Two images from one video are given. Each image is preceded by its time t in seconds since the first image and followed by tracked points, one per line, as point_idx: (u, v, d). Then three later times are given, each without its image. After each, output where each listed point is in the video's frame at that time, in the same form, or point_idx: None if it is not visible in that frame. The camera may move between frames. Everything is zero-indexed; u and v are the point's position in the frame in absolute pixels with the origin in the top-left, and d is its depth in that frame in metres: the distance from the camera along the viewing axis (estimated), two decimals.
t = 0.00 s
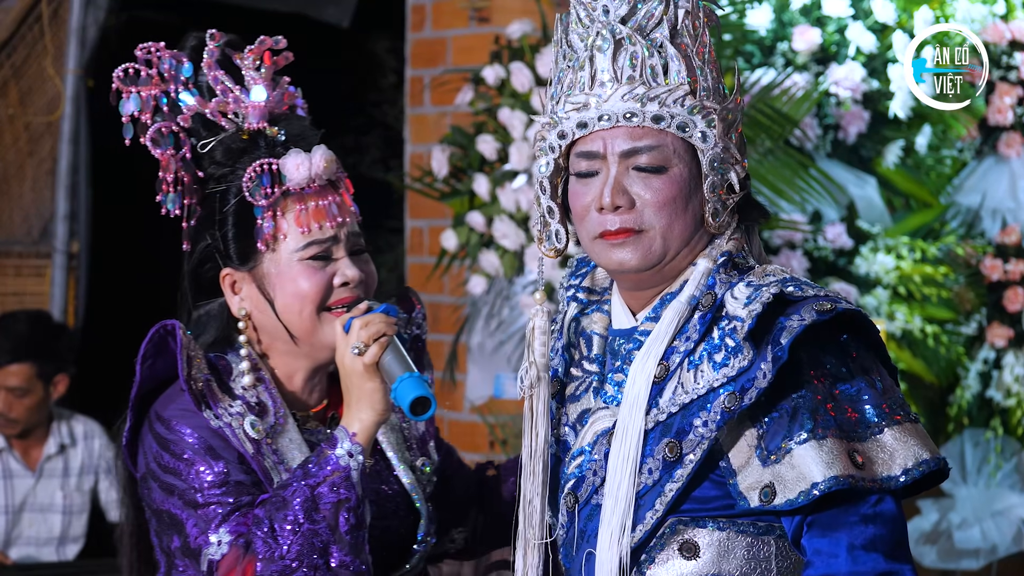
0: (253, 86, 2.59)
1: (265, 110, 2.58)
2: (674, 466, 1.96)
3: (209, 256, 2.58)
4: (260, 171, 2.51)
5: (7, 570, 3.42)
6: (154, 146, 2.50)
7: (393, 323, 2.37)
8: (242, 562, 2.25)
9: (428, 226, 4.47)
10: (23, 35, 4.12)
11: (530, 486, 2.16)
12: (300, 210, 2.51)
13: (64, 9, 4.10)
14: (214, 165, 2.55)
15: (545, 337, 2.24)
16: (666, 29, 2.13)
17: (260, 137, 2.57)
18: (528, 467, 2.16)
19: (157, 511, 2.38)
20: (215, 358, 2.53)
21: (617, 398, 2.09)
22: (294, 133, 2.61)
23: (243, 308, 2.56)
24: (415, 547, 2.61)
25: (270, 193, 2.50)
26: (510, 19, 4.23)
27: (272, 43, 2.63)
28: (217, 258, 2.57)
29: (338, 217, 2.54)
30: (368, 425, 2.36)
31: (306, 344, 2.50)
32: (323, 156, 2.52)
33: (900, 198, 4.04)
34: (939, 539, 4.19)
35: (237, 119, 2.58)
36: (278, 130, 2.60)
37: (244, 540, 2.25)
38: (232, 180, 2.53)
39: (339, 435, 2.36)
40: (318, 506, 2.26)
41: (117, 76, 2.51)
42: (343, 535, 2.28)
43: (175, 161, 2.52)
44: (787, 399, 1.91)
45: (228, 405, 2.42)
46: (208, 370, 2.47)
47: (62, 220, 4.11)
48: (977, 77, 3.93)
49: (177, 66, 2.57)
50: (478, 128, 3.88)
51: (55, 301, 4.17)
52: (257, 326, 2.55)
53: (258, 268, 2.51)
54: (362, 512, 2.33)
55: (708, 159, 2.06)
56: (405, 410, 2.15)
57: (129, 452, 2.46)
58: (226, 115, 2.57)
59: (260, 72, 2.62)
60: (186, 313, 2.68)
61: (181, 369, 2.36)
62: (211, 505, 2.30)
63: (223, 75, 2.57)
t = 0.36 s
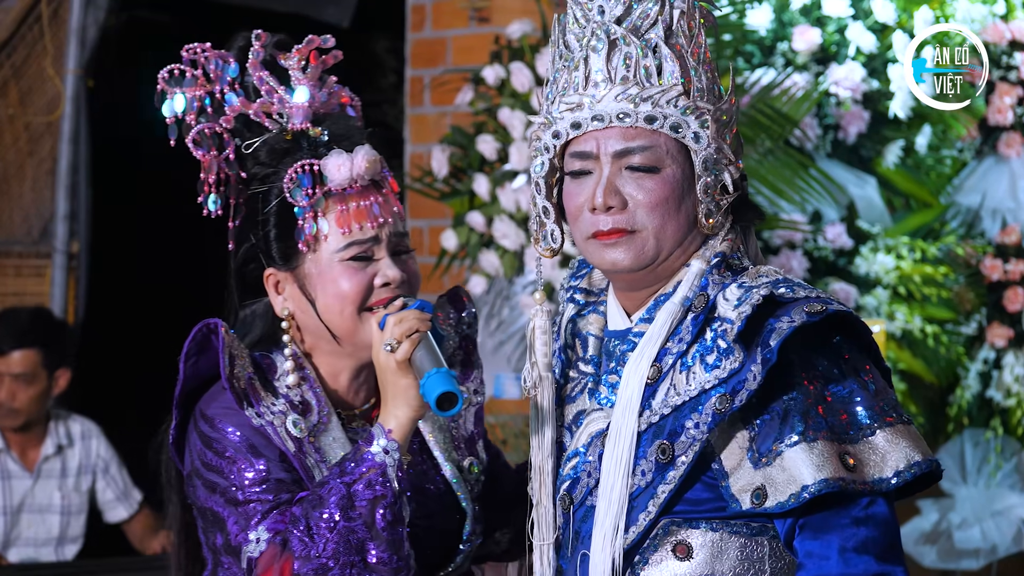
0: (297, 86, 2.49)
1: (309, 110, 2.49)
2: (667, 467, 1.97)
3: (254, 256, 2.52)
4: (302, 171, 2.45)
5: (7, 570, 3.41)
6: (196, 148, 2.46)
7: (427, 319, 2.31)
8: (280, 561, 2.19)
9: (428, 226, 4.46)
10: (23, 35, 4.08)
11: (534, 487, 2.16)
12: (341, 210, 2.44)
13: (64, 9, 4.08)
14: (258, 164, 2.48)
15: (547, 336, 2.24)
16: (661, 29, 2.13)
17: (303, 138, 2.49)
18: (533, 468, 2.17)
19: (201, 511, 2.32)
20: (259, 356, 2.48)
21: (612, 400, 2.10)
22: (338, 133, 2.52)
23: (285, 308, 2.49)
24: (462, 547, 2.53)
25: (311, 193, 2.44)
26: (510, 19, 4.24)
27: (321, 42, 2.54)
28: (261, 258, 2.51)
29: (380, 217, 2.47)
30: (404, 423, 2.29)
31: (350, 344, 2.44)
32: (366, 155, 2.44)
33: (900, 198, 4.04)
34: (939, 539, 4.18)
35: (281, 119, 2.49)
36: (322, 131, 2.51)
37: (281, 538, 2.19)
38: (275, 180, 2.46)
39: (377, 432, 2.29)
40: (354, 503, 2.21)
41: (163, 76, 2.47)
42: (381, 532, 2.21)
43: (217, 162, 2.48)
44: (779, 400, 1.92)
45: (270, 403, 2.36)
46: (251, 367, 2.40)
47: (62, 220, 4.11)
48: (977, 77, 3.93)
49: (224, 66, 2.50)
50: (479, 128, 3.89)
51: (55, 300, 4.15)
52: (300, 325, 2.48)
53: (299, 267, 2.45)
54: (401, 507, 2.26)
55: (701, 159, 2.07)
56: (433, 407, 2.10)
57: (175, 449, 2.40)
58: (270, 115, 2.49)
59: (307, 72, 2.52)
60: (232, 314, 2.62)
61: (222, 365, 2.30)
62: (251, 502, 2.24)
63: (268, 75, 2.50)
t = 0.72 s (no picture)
0: (337, 88, 2.59)
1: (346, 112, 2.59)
2: (655, 470, 1.97)
3: (288, 258, 2.64)
4: (338, 174, 2.55)
5: (6, 569, 3.40)
6: (234, 147, 2.58)
7: (454, 320, 2.31)
8: (306, 562, 2.25)
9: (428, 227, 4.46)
10: (23, 35, 4.09)
11: (506, 485, 2.22)
12: (375, 214, 2.53)
13: (64, 9, 4.08)
14: (296, 166, 2.59)
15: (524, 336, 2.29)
16: (644, 30, 2.14)
17: (340, 139, 2.60)
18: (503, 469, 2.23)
19: (232, 509, 2.39)
20: (293, 357, 2.57)
21: (600, 402, 2.11)
22: (375, 135, 2.62)
23: (319, 309, 2.60)
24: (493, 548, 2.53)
25: (346, 197, 2.54)
26: (510, 19, 4.26)
27: (362, 43, 2.63)
28: (295, 260, 2.63)
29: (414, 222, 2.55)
30: (431, 425, 2.35)
31: (381, 347, 2.52)
32: (401, 161, 2.54)
33: (901, 198, 4.05)
34: (939, 539, 4.15)
35: (319, 121, 2.61)
36: (358, 133, 2.61)
37: (308, 539, 2.27)
38: (310, 183, 2.57)
39: (404, 434, 2.35)
40: (380, 506, 2.28)
41: (203, 76, 2.60)
42: (406, 534, 2.28)
43: (254, 162, 2.59)
44: (764, 403, 1.92)
45: (302, 404, 2.44)
46: (283, 368, 2.49)
47: (62, 220, 4.11)
48: (977, 77, 3.93)
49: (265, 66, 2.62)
50: (478, 128, 3.90)
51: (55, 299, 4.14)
52: (333, 327, 2.58)
53: (334, 269, 2.56)
54: (427, 510, 2.33)
55: (685, 159, 2.07)
56: (454, 407, 2.06)
57: (208, 449, 2.46)
58: (307, 116, 2.61)
59: (347, 73, 2.63)
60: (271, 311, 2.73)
61: (255, 367, 2.37)
62: (280, 503, 2.32)
63: (308, 75, 2.61)
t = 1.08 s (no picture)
0: (370, 89, 2.63)
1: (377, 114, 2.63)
2: (654, 469, 1.97)
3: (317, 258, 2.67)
4: (367, 175, 2.58)
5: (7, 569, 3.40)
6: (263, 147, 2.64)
7: (470, 329, 2.27)
8: (318, 568, 2.24)
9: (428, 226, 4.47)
10: (23, 35, 4.07)
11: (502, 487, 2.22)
12: (402, 216, 2.55)
13: (64, 10, 4.06)
14: (326, 166, 2.63)
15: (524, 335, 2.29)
16: (644, 29, 2.14)
17: (371, 141, 2.63)
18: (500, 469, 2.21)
19: (250, 510, 2.40)
20: (318, 359, 2.57)
21: (599, 402, 2.11)
22: (406, 137, 2.65)
23: (344, 311, 2.61)
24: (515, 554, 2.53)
25: (372, 199, 2.56)
26: (510, 19, 4.26)
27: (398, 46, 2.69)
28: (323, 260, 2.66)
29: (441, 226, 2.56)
30: (446, 435, 2.33)
31: (404, 353, 2.53)
32: (429, 164, 2.56)
33: (900, 198, 4.04)
34: (939, 539, 4.14)
35: (350, 122, 2.65)
36: (389, 135, 2.64)
37: (321, 546, 2.25)
38: (338, 184, 2.61)
39: (418, 443, 2.33)
40: (392, 515, 2.27)
41: (236, 75, 2.68)
42: (418, 544, 2.26)
43: (282, 162, 2.63)
44: (764, 401, 1.92)
45: (324, 409, 2.45)
46: (307, 370, 2.50)
47: (62, 221, 4.10)
48: (977, 77, 3.94)
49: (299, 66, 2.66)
50: (478, 128, 3.89)
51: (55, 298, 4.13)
52: (358, 330, 2.60)
53: (360, 270, 2.58)
54: (440, 521, 2.31)
55: (685, 159, 2.07)
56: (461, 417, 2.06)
57: (231, 448, 2.47)
58: (339, 117, 2.65)
59: (380, 74, 2.67)
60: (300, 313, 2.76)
61: (277, 369, 2.38)
62: (295, 508, 2.31)
63: (341, 76, 2.64)
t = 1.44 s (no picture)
0: (409, 91, 2.66)
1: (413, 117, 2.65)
2: (648, 466, 1.98)
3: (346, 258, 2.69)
4: (397, 180, 2.61)
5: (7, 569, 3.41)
6: (296, 144, 2.68)
7: (492, 343, 2.22)
8: None
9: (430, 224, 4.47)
10: (23, 35, 4.13)
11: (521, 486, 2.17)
12: (429, 223, 2.56)
13: (64, 9, 4.15)
14: (359, 167, 2.65)
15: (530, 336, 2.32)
16: (634, 30, 2.14)
17: (405, 145, 2.64)
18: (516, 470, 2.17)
19: (268, 510, 2.40)
20: (343, 361, 2.57)
21: (594, 401, 2.12)
22: (441, 142, 2.66)
23: (370, 312, 2.64)
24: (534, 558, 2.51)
25: (401, 204, 2.59)
26: (511, 20, 4.17)
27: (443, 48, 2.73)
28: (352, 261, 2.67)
29: (469, 235, 2.57)
30: (462, 448, 2.31)
31: (426, 359, 2.56)
32: (460, 172, 2.57)
33: (900, 198, 4.02)
34: (939, 539, 4.12)
35: (386, 122, 2.66)
36: (423, 139, 2.66)
37: (334, 556, 2.25)
38: (368, 187, 2.63)
39: (434, 455, 2.32)
40: (406, 527, 2.25)
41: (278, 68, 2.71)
42: (431, 556, 2.24)
43: (315, 160, 2.67)
44: (757, 397, 1.93)
45: (346, 414, 2.43)
46: (332, 372, 2.49)
47: (62, 220, 4.16)
48: (978, 77, 3.93)
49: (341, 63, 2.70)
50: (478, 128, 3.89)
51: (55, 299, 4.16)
52: (382, 333, 2.62)
53: (386, 274, 2.60)
54: (454, 532, 2.28)
55: (677, 157, 2.07)
56: (478, 438, 2.00)
57: (251, 443, 2.46)
58: (376, 118, 2.67)
59: (420, 76, 2.69)
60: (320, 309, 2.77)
61: (302, 372, 2.36)
62: (311, 514, 2.31)
63: (381, 75, 2.66)
